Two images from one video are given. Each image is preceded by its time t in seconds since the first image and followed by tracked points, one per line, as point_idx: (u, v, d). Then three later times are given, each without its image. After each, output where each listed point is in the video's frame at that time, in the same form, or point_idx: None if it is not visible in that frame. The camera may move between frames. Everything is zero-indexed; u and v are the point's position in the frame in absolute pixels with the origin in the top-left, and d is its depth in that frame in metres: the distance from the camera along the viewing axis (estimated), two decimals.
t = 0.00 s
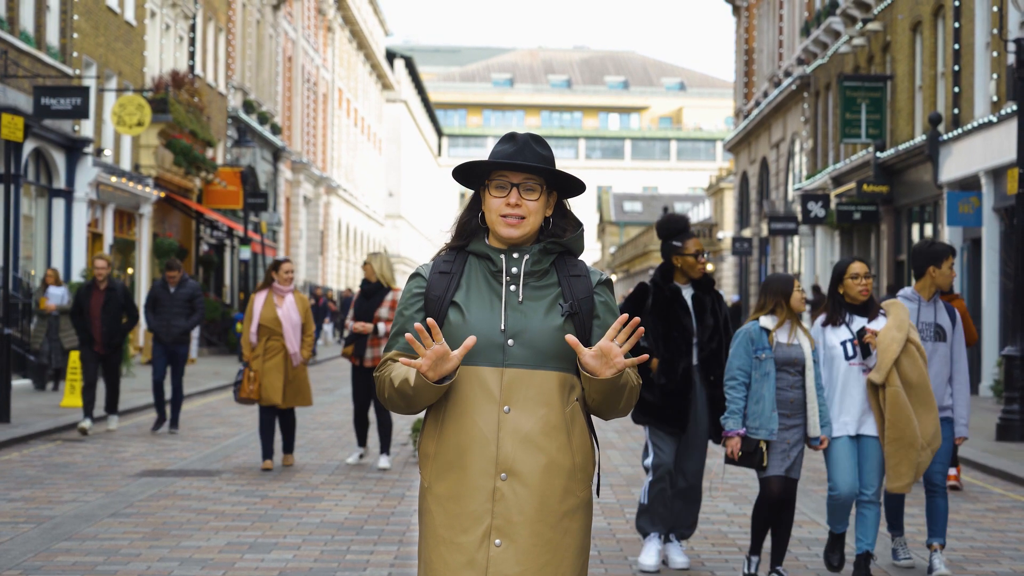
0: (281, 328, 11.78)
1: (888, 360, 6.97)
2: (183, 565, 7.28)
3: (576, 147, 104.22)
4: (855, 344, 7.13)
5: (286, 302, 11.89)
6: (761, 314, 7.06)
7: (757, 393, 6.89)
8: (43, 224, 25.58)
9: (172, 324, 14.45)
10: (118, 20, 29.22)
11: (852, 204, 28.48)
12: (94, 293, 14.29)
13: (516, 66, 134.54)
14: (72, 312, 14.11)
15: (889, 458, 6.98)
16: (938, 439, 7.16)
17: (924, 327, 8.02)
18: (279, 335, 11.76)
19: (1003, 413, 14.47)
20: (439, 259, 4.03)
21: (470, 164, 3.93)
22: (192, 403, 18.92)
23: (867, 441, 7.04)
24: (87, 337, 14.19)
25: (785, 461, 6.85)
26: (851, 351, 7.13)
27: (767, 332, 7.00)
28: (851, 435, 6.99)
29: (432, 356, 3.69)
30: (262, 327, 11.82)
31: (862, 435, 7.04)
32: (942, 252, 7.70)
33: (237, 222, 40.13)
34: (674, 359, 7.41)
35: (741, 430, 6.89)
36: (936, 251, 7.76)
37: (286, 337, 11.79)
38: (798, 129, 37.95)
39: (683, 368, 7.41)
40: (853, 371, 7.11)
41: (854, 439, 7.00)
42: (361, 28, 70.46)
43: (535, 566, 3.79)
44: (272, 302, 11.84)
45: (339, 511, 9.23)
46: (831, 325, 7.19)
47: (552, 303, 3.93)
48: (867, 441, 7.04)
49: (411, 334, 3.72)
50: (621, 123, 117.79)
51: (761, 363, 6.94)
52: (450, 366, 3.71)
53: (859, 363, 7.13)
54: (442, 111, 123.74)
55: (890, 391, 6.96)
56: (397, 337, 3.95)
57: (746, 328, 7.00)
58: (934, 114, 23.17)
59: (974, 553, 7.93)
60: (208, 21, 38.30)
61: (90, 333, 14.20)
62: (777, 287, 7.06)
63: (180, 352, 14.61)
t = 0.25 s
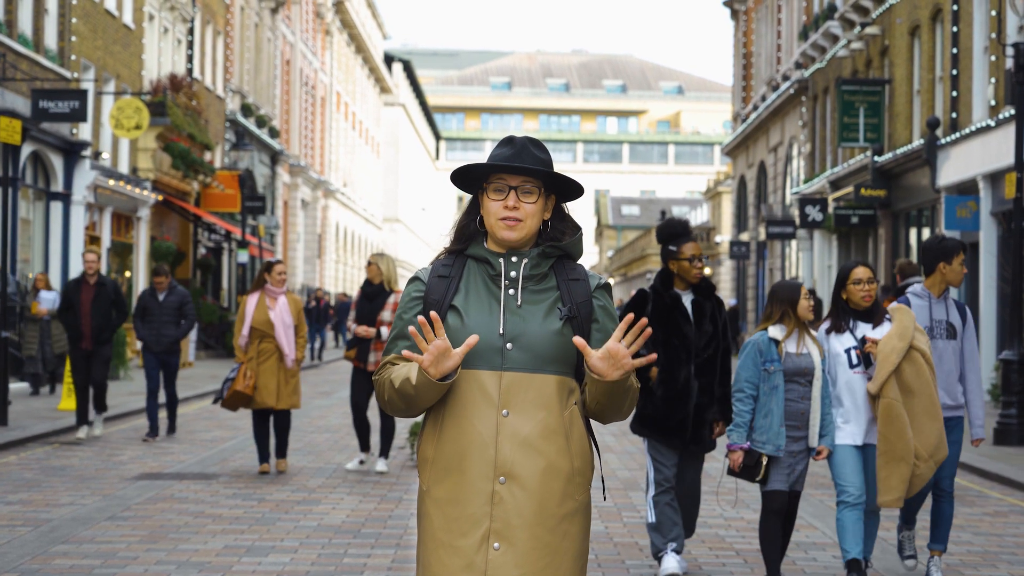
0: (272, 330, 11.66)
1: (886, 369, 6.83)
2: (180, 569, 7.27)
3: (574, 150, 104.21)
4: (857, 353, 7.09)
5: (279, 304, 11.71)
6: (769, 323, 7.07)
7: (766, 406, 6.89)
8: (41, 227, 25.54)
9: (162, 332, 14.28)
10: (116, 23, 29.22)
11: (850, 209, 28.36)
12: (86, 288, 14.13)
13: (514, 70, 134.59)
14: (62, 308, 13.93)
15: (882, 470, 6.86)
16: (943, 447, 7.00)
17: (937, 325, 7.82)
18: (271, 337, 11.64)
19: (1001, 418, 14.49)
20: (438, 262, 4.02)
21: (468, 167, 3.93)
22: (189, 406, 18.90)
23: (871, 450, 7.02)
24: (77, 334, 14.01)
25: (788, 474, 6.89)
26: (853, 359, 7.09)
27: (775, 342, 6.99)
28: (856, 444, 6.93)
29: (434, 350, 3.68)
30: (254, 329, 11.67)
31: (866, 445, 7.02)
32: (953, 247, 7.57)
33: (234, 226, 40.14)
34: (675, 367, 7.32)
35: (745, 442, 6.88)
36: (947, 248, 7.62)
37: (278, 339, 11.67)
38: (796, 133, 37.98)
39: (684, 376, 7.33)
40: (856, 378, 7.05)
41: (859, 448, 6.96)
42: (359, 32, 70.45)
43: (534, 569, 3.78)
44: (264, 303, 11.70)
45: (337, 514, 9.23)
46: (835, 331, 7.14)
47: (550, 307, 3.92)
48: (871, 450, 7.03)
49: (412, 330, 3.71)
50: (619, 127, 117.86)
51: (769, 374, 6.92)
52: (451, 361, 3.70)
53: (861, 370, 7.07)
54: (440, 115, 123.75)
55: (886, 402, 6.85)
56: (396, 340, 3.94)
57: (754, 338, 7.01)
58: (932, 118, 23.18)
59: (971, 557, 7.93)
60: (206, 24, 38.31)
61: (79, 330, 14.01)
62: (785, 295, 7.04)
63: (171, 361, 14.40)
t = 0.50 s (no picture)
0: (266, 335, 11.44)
1: (890, 377, 6.69)
2: (179, 571, 7.26)
3: (572, 152, 104.21)
4: (860, 359, 6.89)
5: (273, 308, 11.50)
6: (768, 322, 6.94)
7: (761, 407, 6.73)
8: (38, 230, 25.50)
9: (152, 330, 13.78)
10: (114, 24, 29.21)
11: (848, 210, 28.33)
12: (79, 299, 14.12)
13: (512, 72, 134.68)
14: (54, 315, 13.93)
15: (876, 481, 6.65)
16: (946, 455, 6.87)
17: (943, 329, 7.77)
18: (263, 342, 11.41)
19: (998, 421, 14.51)
20: (438, 264, 4.01)
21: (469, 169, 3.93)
22: (187, 409, 18.88)
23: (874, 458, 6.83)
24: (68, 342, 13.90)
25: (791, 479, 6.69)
26: (858, 365, 6.88)
27: (775, 343, 6.83)
28: (861, 455, 6.75)
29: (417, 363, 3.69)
30: (248, 334, 11.46)
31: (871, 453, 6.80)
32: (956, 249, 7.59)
33: (232, 228, 40.16)
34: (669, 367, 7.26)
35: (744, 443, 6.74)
36: (949, 251, 7.66)
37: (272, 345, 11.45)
38: (793, 135, 38.01)
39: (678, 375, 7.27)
40: (860, 385, 6.85)
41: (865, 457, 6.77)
42: (357, 34, 70.47)
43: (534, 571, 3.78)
44: (259, 308, 11.49)
45: (334, 517, 9.21)
46: (839, 337, 6.91)
47: (550, 309, 3.92)
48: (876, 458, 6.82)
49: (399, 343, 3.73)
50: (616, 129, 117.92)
51: (766, 374, 6.77)
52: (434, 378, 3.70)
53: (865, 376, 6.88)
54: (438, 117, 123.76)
55: (888, 409, 6.69)
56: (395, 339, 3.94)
57: (754, 339, 6.86)
58: (930, 121, 23.19)
59: (968, 560, 7.93)
60: (204, 26, 38.33)
61: (71, 336, 13.90)
62: (786, 293, 6.87)
63: (161, 361, 13.85)
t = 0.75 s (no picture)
0: (257, 334, 11.25)
1: (902, 367, 6.74)
2: (178, 571, 7.26)
3: (571, 153, 104.20)
4: (872, 354, 6.89)
5: (267, 307, 11.29)
6: (773, 323, 6.87)
7: (768, 412, 6.62)
8: (38, 230, 25.49)
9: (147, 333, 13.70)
10: (113, 24, 29.20)
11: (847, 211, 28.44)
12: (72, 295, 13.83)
13: (511, 72, 134.73)
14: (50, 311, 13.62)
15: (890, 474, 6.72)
16: (959, 450, 6.92)
17: (949, 331, 7.77)
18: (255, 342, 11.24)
19: (998, 420, 14.51)
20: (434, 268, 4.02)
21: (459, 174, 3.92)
22: (187, 410, 18.88)
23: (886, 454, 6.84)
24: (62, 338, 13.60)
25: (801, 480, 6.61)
26: (869, 361, 6.88)
27: (778, 345, 6.76)
28: (873, 450, 6.75)
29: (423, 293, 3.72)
30: (241, 332, 11.30)
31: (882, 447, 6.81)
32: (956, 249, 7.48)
33: (231, 229, 40.12)
34: (665, 368, 7.18)
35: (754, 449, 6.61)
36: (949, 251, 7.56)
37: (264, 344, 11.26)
38: (793, 135, 38.01)
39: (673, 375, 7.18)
40: (872, 379, 6.87)
41: (877, 453, 6.77)
42: (356, 34, 70.47)
43: (536, 570, 3.77)
44: (253, 306, 11.29)
45: (334, 516, 9.21)
46: (848, 334, 6.88)
47: (550, 307, 3.91)
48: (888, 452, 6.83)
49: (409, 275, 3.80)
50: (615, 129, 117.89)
51: (770, 378, 6.69)
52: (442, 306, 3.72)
53: (876, 371, 6.89)
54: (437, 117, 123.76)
55: (901, 401, 6.74)
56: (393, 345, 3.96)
57: (756, 342, 6.78)
58: (929, 120, 23.19)
59: (968, 559, 7.93)
60: (203, 26, 38.33)
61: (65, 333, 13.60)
62: (791, 293, 6.81)
63: (154, 366, 13.72)
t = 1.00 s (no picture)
0: (251, 330, 11.17)
1: (922, 374, 6.38)
2: (178, 567, 7.26)
3: (571, 150, 104.18)
4: (891, 359, 6.56)
5: (261, 302, 11.19)
6: (783, 328, 6.67)
7: (785, 416, 6.43)
8: (37, 226, 25.47)
9: (139, 327, 13.43)
10: (112, 21, 29.18)
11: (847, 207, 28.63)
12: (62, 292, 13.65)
13: (510, 68, 134.71)
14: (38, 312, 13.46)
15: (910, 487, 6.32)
16: (982, 462, 6.50)
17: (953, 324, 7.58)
18: (248, 337, 11.16)
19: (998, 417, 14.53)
20: (438, 262, 4.02)
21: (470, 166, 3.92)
22: (186, 405, 18.89)
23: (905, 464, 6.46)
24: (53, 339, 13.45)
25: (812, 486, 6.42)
26: (887, 366, 6.56)
27: (789, 347, 6.58)
28: (890, 458, 6.42)
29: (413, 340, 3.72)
30: (237, 328, 11.23)
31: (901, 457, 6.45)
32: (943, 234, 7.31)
33: (230, 225, 40.14)
34: (660, 374, 7.06)
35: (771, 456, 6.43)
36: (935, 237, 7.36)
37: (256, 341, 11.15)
38: (792, 132, 38.01)
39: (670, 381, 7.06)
40: (891, 387, 6.54)
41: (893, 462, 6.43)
42: (355, 31, 70.43)
43: (536, 567, 3.78)
44: (247, 301, 11.21)
45: (334, 513, 9.21)
46: (867, 336, 6.62)
47: (551, 305, 3.92)
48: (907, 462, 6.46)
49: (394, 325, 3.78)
50: (615, 125, 117.87)
51: (785, 382, 6.50)
52: (432, 355, 3.71)
53: (895, 378, 6.55)
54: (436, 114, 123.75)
55: (921, 410, 6.35)
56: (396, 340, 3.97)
57: (768, 345, 6.61)
58: (929, 117, 23.17)
59: (969, 556, 7.93)
60: (202, 23, 38.31)
61: (56, 334, 13.46)
62: (801, 293, 6.66)
63: (151, 360, 13.50)
